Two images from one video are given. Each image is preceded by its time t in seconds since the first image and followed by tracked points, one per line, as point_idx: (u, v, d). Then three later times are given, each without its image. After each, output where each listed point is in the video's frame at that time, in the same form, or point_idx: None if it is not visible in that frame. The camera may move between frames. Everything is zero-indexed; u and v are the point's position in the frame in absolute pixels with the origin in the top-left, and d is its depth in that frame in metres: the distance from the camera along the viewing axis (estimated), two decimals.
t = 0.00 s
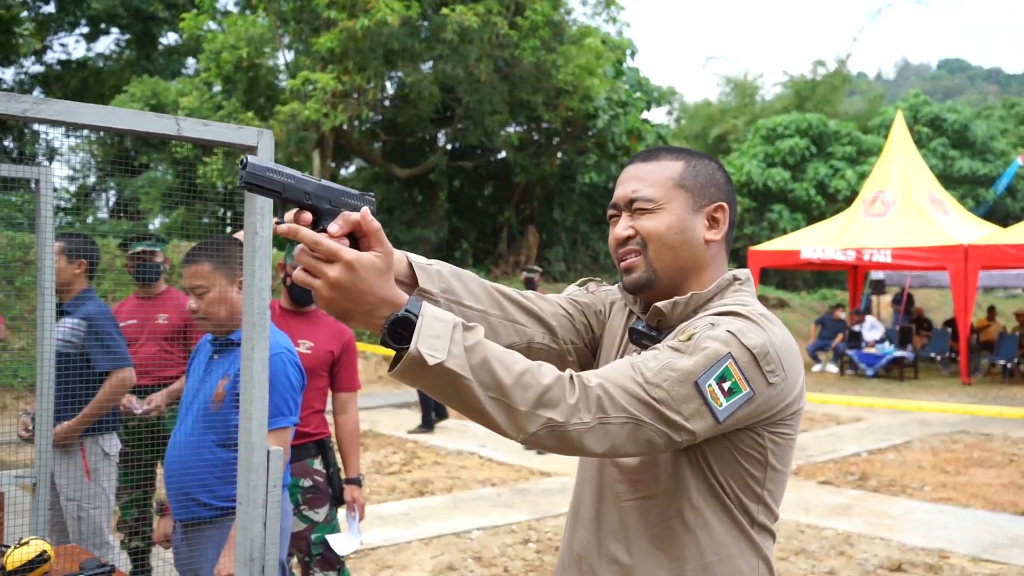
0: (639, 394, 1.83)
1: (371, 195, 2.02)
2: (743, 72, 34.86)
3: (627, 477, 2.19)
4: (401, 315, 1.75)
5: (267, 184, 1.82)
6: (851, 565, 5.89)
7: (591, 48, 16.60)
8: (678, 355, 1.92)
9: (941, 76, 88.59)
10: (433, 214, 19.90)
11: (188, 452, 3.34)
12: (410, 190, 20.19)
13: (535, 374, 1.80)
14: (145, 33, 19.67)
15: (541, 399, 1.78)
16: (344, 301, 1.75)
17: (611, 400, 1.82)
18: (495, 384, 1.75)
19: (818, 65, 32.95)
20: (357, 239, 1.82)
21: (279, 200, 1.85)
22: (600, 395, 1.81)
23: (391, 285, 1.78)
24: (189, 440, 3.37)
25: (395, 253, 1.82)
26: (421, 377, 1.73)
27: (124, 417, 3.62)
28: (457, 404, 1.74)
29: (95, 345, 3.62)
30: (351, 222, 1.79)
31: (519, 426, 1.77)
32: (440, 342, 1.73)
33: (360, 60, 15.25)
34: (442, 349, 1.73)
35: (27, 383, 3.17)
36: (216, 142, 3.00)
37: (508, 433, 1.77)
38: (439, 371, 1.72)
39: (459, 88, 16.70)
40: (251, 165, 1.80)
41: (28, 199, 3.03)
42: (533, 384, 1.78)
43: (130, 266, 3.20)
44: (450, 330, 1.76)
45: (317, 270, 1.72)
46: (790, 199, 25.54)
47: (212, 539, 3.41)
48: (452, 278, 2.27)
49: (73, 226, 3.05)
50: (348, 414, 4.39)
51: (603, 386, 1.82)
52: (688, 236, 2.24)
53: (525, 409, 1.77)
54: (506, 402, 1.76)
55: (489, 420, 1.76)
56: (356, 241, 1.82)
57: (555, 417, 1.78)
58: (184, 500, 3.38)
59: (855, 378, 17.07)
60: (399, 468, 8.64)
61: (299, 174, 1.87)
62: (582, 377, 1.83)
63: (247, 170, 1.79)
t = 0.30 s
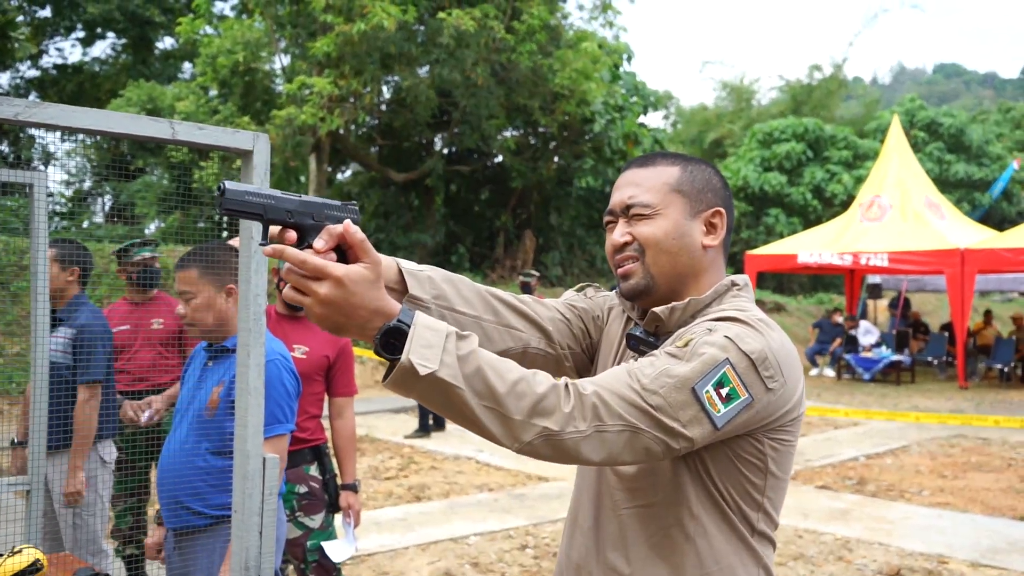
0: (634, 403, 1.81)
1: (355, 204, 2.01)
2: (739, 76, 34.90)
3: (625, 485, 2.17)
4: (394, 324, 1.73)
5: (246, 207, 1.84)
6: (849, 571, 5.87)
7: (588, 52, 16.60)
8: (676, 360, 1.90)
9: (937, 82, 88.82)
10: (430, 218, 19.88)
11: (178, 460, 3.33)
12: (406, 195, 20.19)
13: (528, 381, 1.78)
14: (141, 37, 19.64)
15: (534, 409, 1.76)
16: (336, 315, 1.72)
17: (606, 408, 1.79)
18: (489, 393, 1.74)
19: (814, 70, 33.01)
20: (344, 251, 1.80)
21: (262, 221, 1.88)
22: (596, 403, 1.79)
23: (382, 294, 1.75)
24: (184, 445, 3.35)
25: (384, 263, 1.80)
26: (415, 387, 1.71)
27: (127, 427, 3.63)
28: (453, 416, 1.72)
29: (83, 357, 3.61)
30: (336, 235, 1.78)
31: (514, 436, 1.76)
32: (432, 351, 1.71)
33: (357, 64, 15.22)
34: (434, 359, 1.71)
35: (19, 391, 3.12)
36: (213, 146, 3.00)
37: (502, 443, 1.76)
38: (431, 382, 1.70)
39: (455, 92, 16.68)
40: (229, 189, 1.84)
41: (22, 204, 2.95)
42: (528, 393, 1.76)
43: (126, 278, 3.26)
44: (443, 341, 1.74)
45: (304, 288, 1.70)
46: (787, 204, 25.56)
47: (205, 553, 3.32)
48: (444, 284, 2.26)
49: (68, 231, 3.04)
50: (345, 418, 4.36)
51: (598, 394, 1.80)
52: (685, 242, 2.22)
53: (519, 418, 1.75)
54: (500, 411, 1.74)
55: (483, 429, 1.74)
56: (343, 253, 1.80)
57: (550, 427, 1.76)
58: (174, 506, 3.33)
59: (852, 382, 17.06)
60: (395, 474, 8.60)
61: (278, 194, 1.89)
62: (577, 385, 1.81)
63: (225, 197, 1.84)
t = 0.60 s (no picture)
0: (630, 409, 1.78)
1: (338, 209, 2.01)
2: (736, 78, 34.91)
3: (622, 490, 2.14)
4: (385, 331, 1.71)
5: (228, 222, 1.81)
6: (847, 574, 5.85)
7: (584, 54, 16.59)
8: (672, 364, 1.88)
9: (932, 84, 88.95)
10: (426, 220, 19.86)
11: (168, 465, 3.29)
12: (403, 197, 20.17)
13: (522, 387, 1.75)
14: (137, 39, 19.60)
15: (529, 416, 1.73)
16: (327, 324, 1.70)
17: (602, 414, 1.77)
18: (483, 399, 1.71)
19: (810, 72, 33.05)
20: (331, 257, 1.78)
21: (246, 234, 1.84)
22: (592, 409, 1.77)
23: (373, 300, 1.73)
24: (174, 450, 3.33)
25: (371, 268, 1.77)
26: (407, 395, 1.68)
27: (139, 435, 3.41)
28: (446, 422, 1.70)
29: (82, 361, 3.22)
30: (321, 243, 1.77)
31: (508, 443, 1.73)
32: (423, 357, 1.69)
33: (353, 66, 15.19)
34: (426, 365, 1.68)
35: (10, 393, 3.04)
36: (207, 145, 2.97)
37: (496, 449, 1.73)
38: (423, 389, 1.68)
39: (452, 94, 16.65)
40: (209, 205, 1.80)
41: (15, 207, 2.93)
42: (522, 399, 1.73)
43: (132, 280, 3.15)
44: (434, 346, 1.72)
45: (294, 297, 1.68)
46: (783, 206, 25.56)
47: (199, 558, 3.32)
48: (435, 287, 2.24)
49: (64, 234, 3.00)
50: (339, 421, 4.31)
51: (593, 400, 1.78)
52: (680, 242, 2.20)
53: (513, 424, 1.73)
54: (495, 418, 1.72)
55: (476, 436, 1.72)
56: (330, 260, 1.78)
57: (546, 433, 1.74)
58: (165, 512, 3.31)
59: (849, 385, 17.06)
60: (391, 476, 8.57)
61: (261, 204, 1.86)
62: (573, 390, 1.79)
63: (205, 214, 1.79)
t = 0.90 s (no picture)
0: (627, 410, 1.76)
1: (326, 210, 1.99)
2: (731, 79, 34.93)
3: (619, 492, 2.12)
4: (377, 333, 1.68)
5: (215, 223, 1.78)
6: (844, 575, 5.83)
7: (580, 55, 16.56)
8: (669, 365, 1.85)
9: (927, 85, 89.14)
10: (422, 221, 19.83)
11: (161, 467, 3.26)
12: (398, 198, 20.15)
13: (517, 389, 1.73)
14: (132, 39, 19.52)
15: (524, 419, 1.71)
16: (316, 328, 1.68)
17: (599, 417, 1.75)
18: (477, 402, 1.69)
19: (806, 73, 33.08)
20: (321, 260, 1.75)
21: (232, 238, 1.81)
22: (588, 411, 1.74)
23: (364, 302, 1.71)
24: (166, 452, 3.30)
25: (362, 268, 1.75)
26: (399, 398, 1.66)
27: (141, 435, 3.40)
28: (438, 426, 1.68)
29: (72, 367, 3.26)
30: (309, 245, 1.74)
31: (503, 446, 1.71)
32: (415, 360, 1.67)
33: (348, 66, 15.14)
34: (418, 368, 1.66)
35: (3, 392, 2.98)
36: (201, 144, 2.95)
37: (490, 452, 1.71)
38: (415, 393, 1.65)
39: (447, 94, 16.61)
40: (194, 208, 1.78)
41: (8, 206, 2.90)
42: (517, 401, 1.71)
43: (124, 278, 3.12)
44: (425, 348, 1.69)
45: (283, 301, 1.65)
46: (779, 207, 25.57)
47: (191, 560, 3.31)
48: (428, 288, 2.22)
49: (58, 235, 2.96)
50: (333, 422, 4.29)
51: (591, 401, 1.75)
52: (678, 240, 2.17)
53: (508, 427, 1.70)
54: (490, 422, 1.70)
55: (472, 440, 1.69)
56: (319, 262, 1.75)
57: (541, 437, 1.71)
58: (156, 514, 3.29)
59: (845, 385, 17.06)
60: (387, 478, 8.54)
61: (247, 208, 1.84)
62: (569, 391, 1.76)
63: (192, 218, 1.77)
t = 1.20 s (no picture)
0: (626, 410, 1.75)
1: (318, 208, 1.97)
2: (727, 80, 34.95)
3: (616, 493, 2.11)
4: (371, 332, 1.67)
5: (204, 223, 1.76)
6: None
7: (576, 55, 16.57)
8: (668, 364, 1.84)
9: (922, 86, 89.36)
10: (418, 221, 19.80)
11: (152, 470, 3.24)
12: (395, 198, 20.13)
13: (514, 389, 1.71)
14: (127, 39, 19.46)
15: (520, 419, 1.70)
16: (309, 327, 1.67)
17: (597, 416, 1.73)
18: (473, 402, 1.68)
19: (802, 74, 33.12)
20: (313, 259, 1.74)
21: (222, 236, 1.79)
22: (586, 411, 1.73)
23: (357, 301, 1.69)
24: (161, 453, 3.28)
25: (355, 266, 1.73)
26: (394, 398, 1.65)
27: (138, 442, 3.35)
28: (434, 426, 1.66)
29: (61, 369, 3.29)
30: (301, 244, 1.73)
31: (499, 446, 1.69)
32: (411, 359, 1.65)
33: (344, 66, 15.10)
34: (413, 368, 1.65)
35: None
36: (194, 144, 2.96)
37: (486, 453, 1.69)
38: (410, 393, 1.64)
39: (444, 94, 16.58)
40: (184, 205, 1.76)
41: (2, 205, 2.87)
42: (514, 401, 1.70)
43: (123, 274, 3.10)
44: (420, 347, 1.68)
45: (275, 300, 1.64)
46: (775, 207, 25.59)
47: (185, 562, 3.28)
48: (423, 288, 2.20)
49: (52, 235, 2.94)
50: (328, 423, 4.28)
51: (589, 402, 1.73)
52: (676, 239, 2.16)
53: (504, 427, 1.69)
54: (487, 422, 1.68)
55: (468, 442, 1.68)
56: (312, 261, 1.74)
57: (538, 437, 1.70)
58: (148, 517, 3.26)
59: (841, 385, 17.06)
60: (383, 478, 8.52)
61: (237, 206, 1.82)
62: (567, 392, 1.75)
63: (181, 216, 1.74)
